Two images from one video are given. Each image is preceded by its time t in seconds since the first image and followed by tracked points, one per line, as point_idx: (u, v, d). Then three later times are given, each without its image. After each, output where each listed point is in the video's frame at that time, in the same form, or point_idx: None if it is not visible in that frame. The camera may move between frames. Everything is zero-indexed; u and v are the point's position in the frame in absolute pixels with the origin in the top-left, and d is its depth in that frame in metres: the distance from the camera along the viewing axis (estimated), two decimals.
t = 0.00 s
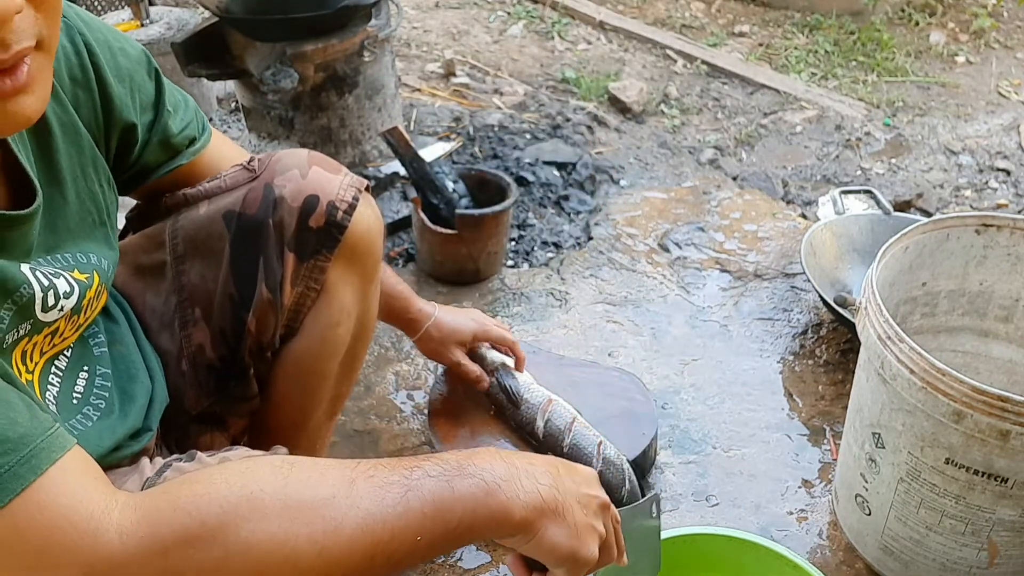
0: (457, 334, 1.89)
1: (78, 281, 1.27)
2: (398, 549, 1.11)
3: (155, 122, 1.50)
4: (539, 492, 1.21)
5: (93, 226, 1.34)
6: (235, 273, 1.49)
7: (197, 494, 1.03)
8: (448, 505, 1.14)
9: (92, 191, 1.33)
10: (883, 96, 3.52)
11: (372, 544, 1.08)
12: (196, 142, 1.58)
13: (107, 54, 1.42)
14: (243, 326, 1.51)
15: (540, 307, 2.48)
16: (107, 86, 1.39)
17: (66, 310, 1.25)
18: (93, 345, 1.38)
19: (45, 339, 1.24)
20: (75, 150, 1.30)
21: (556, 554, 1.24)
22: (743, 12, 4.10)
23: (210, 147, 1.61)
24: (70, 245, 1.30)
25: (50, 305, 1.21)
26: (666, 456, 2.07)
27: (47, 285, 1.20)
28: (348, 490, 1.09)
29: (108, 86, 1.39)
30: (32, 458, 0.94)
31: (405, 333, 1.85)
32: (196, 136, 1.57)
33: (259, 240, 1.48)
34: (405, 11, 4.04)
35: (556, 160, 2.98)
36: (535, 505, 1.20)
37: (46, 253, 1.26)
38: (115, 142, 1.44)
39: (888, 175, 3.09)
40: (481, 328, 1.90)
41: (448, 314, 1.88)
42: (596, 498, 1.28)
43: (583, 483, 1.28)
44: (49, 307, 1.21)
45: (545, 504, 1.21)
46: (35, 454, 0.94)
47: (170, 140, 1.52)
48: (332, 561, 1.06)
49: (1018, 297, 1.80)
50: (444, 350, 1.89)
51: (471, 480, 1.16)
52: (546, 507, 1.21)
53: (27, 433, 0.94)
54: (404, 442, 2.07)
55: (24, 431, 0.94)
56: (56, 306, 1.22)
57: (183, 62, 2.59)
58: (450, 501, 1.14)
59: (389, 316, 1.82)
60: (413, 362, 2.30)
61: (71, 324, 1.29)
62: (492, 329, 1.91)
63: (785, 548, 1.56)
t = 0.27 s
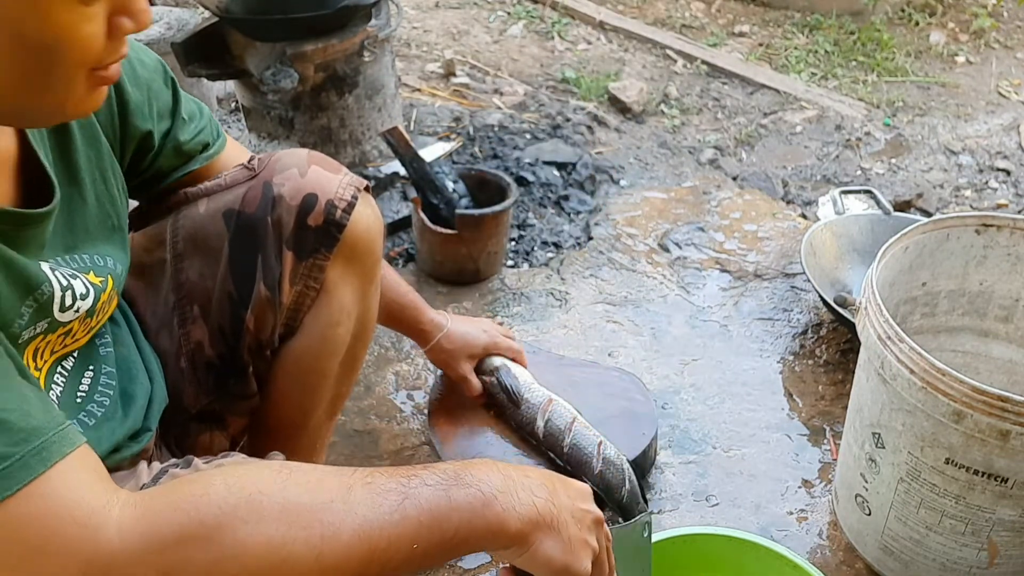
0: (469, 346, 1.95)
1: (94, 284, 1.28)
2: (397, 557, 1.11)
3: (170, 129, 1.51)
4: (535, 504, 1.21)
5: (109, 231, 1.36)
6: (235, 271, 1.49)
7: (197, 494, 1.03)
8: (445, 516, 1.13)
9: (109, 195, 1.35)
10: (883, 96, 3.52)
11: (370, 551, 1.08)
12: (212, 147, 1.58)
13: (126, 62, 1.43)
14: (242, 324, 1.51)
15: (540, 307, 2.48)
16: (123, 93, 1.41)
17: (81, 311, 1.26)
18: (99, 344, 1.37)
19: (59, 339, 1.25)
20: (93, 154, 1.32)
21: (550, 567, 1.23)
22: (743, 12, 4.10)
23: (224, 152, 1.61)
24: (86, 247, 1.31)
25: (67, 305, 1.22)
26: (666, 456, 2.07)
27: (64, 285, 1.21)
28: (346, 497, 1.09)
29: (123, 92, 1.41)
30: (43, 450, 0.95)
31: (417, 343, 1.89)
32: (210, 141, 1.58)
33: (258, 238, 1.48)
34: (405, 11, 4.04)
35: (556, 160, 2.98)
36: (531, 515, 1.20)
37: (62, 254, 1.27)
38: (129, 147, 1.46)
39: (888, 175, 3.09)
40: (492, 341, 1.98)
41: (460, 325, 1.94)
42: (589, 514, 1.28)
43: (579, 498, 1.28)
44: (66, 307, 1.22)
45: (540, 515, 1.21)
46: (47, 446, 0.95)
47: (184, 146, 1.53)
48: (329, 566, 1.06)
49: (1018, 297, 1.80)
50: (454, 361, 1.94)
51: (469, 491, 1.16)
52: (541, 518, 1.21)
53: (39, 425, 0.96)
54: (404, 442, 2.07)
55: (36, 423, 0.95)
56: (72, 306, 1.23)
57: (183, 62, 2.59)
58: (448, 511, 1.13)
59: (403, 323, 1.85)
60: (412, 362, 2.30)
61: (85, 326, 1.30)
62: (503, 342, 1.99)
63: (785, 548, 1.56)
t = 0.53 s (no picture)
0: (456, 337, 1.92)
1: (123, 284, 1.29)
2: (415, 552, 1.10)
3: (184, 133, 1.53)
4: (539, 500, 1.23)
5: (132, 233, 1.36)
6: (239, 257, 1.49)
7: (227, 488, 1.02)
8: (458, 511, 1.13)
9: (132, 197, 1.36)
10: (883, 96, 3.52)
11: (390, 547, 1.08)
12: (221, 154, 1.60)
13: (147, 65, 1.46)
14: (246, 309, 1.51)
15: (540, 307, 2.48)
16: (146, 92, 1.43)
17: (112, 309, 1.27)
18: (118, 341, 1.37)
19: (89, 335, 1.25)
20: (120, 158, 1.34)
21: (552, 559, 1.26)
22: (743, 12, 4.10)
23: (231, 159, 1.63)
24: (113, 247, 1.32)
25: (101, 303, 1.23)
26: (666, 456, 2.07)
27: (99, 281, 1.23)
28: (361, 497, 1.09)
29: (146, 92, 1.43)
30: (95, 443, 0.94)
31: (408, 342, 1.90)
32: (219, 147, 1.59)
33: (260, 224, 1.49)
34: (405, 11, 4.04)
35: (556, 160, 2.98)
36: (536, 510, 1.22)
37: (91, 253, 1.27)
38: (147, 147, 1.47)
39: (888, 175, 3.09)
40: (478, 329, 1.93)
41: (446, 318, 1.91)
42: (584, 506, 1.30)
43: (575, 489, 1.31)
44: (100, 304, 1.23)
45: (544, 511, 1.23)
46: (99, 440, 0.95)
47: (196, 150, 1.54)
48: (352, 563, 1.06)
49: (1018, 297, 1.81)
50: (444, 355, 1.93)
51: (479, 487, 1.17)
52: (546, 514, 1.23)
53: (90, 420, 0.95)
54: (404, 442, 2.07)
55: (88, 418, 0.95)
56: (105, 304, 1.25)
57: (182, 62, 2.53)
58: (461, 507, 1.14)
59: (392, 323, 1.86)
60: (412, 362, 2.30)
61: (111, 324, 1.30)
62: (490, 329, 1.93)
63: (785, 549, 1.56)
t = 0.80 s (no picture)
0: (469, 340, 1.91)
1: (145, 284, 1.29)
2: (422, 549, 1.10)
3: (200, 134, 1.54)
4: (538, 501, 1.23)
5: (153, 233, 1.36)
6: (245, 254, 1.49)
7: (243, 490, 1.02)
8: (463, 512, 1.14)
9: (152, 197, 1.36)
10: (883, 96, 3.52)
11: (400, 547, 1.08)
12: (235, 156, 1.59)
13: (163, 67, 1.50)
14: (250, 307, 1.50)
15: (540, 307, 2.48)
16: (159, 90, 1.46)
17: (136, 309, 1.27)
18: (133, 340, 1.37)
19: (112, 334, 1.25)
20: (140, 160, 1.34)
21: (550, 558, 1.26)
22: (743, 12, 4.10)
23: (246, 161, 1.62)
24: (134, 247, 1.32)
25: (126, 303, 1.24)
26: (666, 456, 2.07)
27: (123, 281, 1.23)
28: (372, 496, 1.08)
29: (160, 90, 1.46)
30: (122, 442, 0.94)
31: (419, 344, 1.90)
32: (234, 148, 1.59)
33: (265, 222, 1.49)
34: (405, 11, 4.04)
35: (556, 160, 2.98)
36: (536, 509, 1.22)
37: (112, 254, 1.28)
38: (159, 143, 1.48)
39: (888, 175, 3.09)
40: (491, 330, 1.90)
41: (459, 321, 1.91)
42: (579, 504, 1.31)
43: (571, 487, 1.31)
44: (125, 304, 1.24)
45: (544, 510, 1.23)
46: (126, 439, 0.95)
47: (209, 150, 1.54)
48: (365, 561, 1.06)
49: (1018, 297, 1.81)
50: (459, 357, 1.92)
51: (482, 489, 1.17)
52: (545, 513, 1.23)
53: (118, 420, 0.95)
54: (404, 442, 2.07)
55: (116, 418, 0.95)
56: (130, 305, 1.25)
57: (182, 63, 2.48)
58: (468, 507, 1.14)
59: (403, 325, 1.86)
60: (412, 362, 2.30)
61: (131, 324, 1.30)
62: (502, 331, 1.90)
63: (785, 548, 1.56)
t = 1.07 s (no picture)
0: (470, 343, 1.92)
1: (153, 284, 1.31)
2: None
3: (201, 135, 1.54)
4: (541, 534, 1.15)
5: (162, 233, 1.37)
6: (247, 257, 1.49)
7: (238, 508, 1.03)
8: (463, 540, 1.10)
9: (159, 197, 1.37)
10: (883, 96, 3.52)
11: (395, 572, 1.08)
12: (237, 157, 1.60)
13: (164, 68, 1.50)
14: (252, 310, 1.51)
15: (540, 307, 2.48)
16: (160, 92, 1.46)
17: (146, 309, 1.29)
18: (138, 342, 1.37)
19: (125, 335, 1.27)
20: (145, 159, 1.35)
21: None
22: (743, 12, 4.10)
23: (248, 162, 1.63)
24: (143, 247, 1.33)
25: (139, 302, 1.25)
26: (666, 456, 2.07)
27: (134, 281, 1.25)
28: (371, 517, 1.08)
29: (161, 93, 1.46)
30: (117, 455, 0.95)
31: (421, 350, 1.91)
32: (235, 149, 1.59)
33: (267, 225, 1.49)
34: (405, 11, 4.04)
35: (556, 160, 2.98)
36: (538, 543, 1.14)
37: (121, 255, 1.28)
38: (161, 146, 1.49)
39: (888, 175, 3.09)
40: (490, 332, 1.92)
41: (459, 324, 1.91)
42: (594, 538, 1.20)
43: (583, 524, 1.20)
44: (138, 304, 1.25)
45: (548, 544, 1.15)
46: (121, 452, 0.95)
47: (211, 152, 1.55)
48: None
49: (1018, 297, 1.81)
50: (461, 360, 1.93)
51: (484, 517, 1.13)
52: (550, 548, 1.15)
53: (114, 433, 0.96)
54: (404, 442, 2.07)
55: (112, 431, 0.96)
56: (141, 304, 1.27)
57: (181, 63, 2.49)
58: (467, 536, 1.11)
59: (404, 331, 1.87)
60: (412, 362, 2.30)
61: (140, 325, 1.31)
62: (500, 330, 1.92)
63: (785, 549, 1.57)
